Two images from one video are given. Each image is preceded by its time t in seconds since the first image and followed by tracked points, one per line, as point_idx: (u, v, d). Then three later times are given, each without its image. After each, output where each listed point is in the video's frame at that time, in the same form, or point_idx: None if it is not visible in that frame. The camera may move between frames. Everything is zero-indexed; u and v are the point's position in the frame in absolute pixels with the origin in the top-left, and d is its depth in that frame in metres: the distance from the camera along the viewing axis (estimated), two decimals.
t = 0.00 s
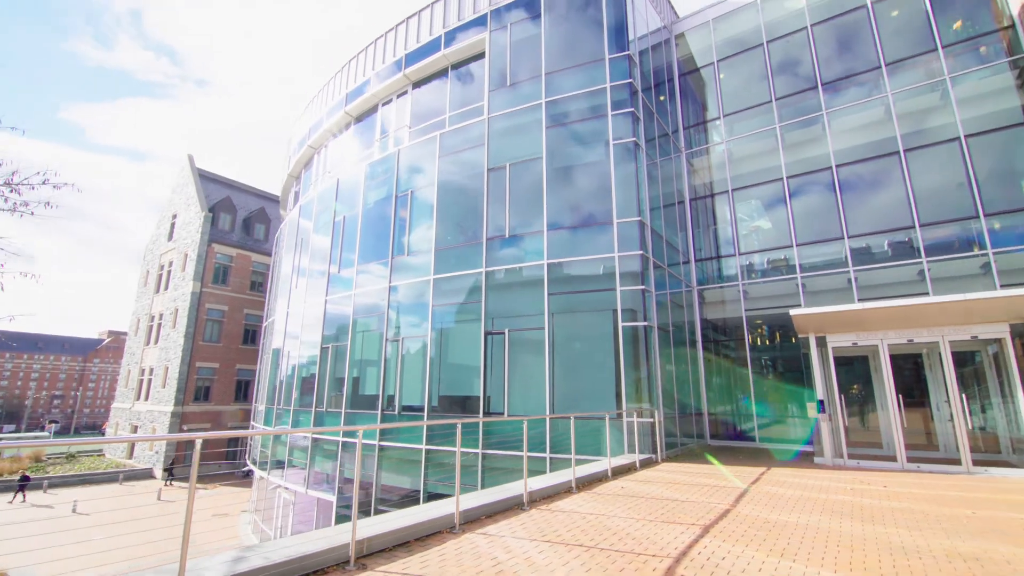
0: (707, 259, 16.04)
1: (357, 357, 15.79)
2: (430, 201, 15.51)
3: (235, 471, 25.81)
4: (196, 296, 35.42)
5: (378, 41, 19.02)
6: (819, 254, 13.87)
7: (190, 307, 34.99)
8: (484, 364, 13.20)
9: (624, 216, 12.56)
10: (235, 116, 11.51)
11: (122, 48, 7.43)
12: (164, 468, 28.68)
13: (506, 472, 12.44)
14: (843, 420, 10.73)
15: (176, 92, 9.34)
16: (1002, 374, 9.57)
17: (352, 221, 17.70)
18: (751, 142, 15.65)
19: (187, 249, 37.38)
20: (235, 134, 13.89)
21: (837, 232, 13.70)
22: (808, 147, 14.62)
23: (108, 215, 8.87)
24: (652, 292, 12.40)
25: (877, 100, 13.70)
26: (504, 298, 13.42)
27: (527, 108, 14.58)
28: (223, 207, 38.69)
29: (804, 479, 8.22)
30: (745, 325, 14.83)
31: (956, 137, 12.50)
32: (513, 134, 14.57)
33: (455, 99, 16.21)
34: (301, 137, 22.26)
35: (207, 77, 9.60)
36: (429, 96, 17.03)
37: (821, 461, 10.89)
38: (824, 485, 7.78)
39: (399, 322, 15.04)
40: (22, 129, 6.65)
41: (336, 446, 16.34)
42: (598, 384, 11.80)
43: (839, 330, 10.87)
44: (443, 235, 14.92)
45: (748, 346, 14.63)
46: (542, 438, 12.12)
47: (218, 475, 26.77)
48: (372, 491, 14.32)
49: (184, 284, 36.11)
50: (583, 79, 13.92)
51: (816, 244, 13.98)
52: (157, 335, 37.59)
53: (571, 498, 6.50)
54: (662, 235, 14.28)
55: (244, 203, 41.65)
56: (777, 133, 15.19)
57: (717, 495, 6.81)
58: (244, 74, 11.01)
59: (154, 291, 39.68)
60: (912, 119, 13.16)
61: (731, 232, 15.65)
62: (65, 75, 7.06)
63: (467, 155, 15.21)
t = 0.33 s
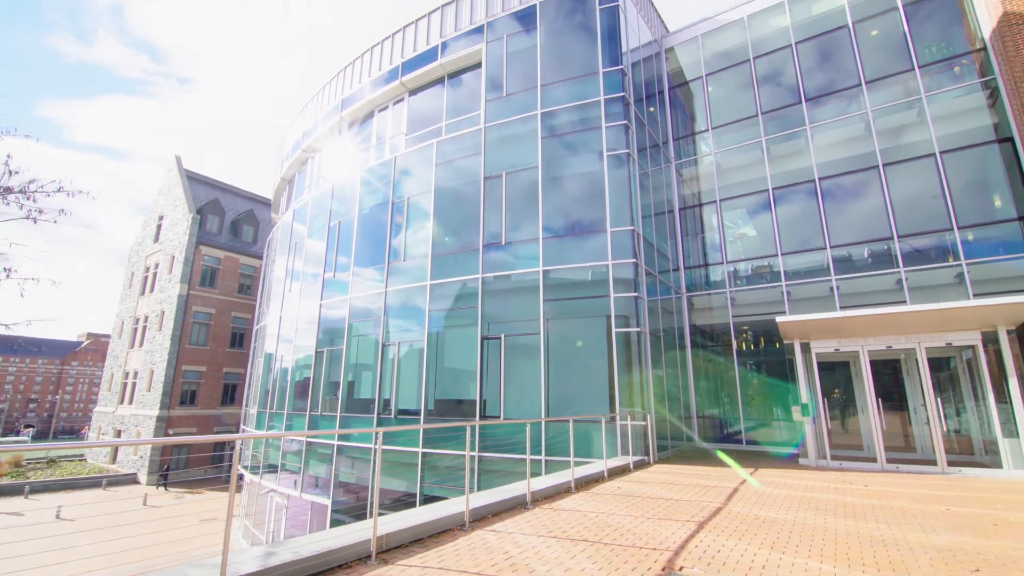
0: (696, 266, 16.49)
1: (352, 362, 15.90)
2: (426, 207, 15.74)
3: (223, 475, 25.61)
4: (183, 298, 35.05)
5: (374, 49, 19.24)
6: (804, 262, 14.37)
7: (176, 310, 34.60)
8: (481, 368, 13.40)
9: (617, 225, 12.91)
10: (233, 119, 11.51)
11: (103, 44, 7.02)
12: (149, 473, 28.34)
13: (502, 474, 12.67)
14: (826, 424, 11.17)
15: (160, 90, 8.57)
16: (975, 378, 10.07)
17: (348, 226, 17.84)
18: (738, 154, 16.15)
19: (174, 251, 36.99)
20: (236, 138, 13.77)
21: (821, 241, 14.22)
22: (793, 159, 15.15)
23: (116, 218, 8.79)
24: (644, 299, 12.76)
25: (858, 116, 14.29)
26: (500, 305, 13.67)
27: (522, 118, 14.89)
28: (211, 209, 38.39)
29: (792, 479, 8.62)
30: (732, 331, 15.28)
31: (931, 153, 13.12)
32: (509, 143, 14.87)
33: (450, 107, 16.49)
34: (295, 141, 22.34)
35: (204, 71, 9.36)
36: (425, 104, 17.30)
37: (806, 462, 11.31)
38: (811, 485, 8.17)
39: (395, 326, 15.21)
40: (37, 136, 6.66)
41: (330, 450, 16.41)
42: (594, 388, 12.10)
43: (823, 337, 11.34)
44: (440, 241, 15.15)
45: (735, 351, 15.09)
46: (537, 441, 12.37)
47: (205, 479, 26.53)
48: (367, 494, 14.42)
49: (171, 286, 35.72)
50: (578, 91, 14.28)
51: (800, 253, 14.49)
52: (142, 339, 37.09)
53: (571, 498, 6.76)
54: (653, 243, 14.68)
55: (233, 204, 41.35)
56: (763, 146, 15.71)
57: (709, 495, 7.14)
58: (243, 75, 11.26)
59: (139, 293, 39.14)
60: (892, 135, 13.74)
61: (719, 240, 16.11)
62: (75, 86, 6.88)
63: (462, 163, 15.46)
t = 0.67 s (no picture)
0: (689, 272, 16.87)
1: (352, 365, 16.06)
2: (426, 213, 15.97)
3: (216, 478, 25.55)
4: (175, 300, 34.87)
5: (374, 56, 19.48)
6: (795, 269, 14.81)
7: (169, 312, 34.41)
8: (482, 372, 13.66)
9: (615, 233, 13.25)
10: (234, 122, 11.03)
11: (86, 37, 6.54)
12: (141, 476, 28.17)
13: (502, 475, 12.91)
14: (816, 426, 11.56)
15: (149, 89, 7.83)
16: (957, 384, 10.46)
17: (348, 230, 18.03)
18: (731, 163, 16.58)
19: (166, 252, 36.78)
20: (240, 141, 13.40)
21: (810, 249, 14.67)
22: (784, 169, 15.61)
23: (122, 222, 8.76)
24: (641, 305, 13.08)
25: (846, 129, 14.77)
26: (500, 310, 13.94)
27: (522, 127, 15.17)
28: (205, 211, 38.26)
29: (784, 480, 8.97)
30: (725, 336, 15.68)
31: (915, 166, 13.62)
32: (508, 152, 15.16)
33: (450, 115, 16.76)
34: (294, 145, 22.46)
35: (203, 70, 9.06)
36: (425, 111, 17.56)
37: (797, 463, 11.70)
38: (802, 484, 8.54)
39: (395, 330, 15.39)
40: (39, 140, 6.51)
41: (329, 452, 16.56)
42: (593, 391, 12.39)
43: (813, 342, 11.76)
44: (440, 246, 15.38)
45: (727, 355, 15.53)
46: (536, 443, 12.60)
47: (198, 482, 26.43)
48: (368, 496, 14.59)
49: (163, 288, 35.51)
50: (577, 102, 14.61)
51: (791, 260, 14.93)
52: (133, 340, 36.82)
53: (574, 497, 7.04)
54: (649, 250, 15.05)
55: (226, 206, 41.18)
56: (755, 156, 16.15)
57: (707, 494, 7.45)
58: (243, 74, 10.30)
59: (130, 295, 38.82)
60: (879, 147, 14.23)
61: (712, 247, 16.50)
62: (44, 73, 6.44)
63: (462, 170, 15.71)
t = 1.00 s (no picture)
0: (687, 277, 17.18)
1: (355, 367, 16.25)
2: (429, 218, 16.17)
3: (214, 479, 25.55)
4: (171, 301, 34.80)
5: (378, 61, 19.68)
6: (790, 275, 15.15)
7: (165, 312, 34.34)
8: (485, 374, 13.91)
9: (617, 239, 13.55)
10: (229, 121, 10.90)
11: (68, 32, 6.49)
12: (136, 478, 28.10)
13: (505, 476, 13.15)
14: (811, 428, 11.89)
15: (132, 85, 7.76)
16: (946, 388, 10.84)
17: (350, 233, 18.19)
18: (728, 171, 16.92)
19: (163, 253, 36.67)
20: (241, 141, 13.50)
21: (805, 256, 15.02)
22: (780, 177, 15.95)
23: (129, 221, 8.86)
24: (641, 309, 13.38)
25: (840, 139, 15.16)
26: (504, 314, 14.18)
27: (525, 134, 15.44)
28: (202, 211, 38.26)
29: (783, 480, 9.24)
30: (721, 340, 16.00)
31: (907, 176, 14.04)
32: (512, 158, 15.43)
33: (454, 121, 17.00)
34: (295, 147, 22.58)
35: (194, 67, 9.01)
36: (429, 117, 17.79)
37: (792, 463, 12.02)
38: (799, 485, 8.81)
39: (399, 333, 15.59)
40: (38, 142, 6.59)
41: (331, 453, 16.68)
42: (594, 393, 12.69)
43: (808, 347, 12.09)
44: (444, 250, 15.59)
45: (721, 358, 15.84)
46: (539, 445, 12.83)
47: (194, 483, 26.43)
48: (371, 496, 14.76)
49: (159, 288, 35.43)
50: (580, 111, 14.89)
51: (786, 266, 15.28)
52: (128, 341, 36.67)
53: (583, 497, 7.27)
54: (649, 256, 15.36)
55: (223, 206, 41.11)
56: (751, 164, 16.50)
57: (709, 494, 7.71)
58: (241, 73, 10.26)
59: (125, 295, 38.61)
60: (872, 157, 14.62)
61: (709, 253, 16.82)
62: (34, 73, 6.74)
63: (465, 175, 15.96)
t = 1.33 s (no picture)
0: (681, 282, 17.54)
1: (355, 370, 16.41)
2: (429, 223, 16.43)
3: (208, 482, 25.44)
4: (164, 302, 34.63)
5: (378, 67, 19.90)
6: (781, 281, 15.56)
7: (158, 314, 34.19)
8: (485, 377, 14.15)
9: (614, 245, 13.85)
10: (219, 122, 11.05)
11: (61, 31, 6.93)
12: (129, 481, 27.91)
13: (504, 477, 13.37)
14: (801, 430, 12.26)
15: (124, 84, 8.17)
16: (930, 392, 11.27)
17: (350, 237, 18.38)
18: (722, 179, 17.33)
19: (156, 254, 36.47)
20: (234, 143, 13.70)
21: (795, 262, 15.44)
22: (772, 186, 16.37)
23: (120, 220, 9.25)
24: (638, 314, 13.70)
25: (830, 149, 15.62)
26: (503, 318, 14.44)
27: (523, 141, 15.72)
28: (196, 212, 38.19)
29: (776, 480, 9.58)
30: (714, 344, 16.38)
31: (894, 186, 14.52)
32: (511, 165, 15.70)
33: (454, 128, 17.26)
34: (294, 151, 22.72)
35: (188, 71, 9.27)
36: (429, 123, 18.05)
37: (784, 464, 12.39)
38: (792, 485, 9.15)
39: (399, 336, 15.76)
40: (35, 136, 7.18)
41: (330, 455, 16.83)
42: (592, 396, 12.98)
43: (798, 351, 12.49)
44: (444, 255, 15.82)
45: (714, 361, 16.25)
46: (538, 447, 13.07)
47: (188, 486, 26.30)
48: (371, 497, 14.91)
49: (153, 289, 35.25)
50: (579, 119, 15.22)
51: (778, 272, 15.68)
52: (120, 343, 36.37)
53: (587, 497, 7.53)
54: (645, 262, 15.69)
55: (218, 208, 41.01)
56: (744, 172, 16.93)
57: (705, 493, 8.02)
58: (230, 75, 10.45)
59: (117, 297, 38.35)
60: (861, 167, 15.08)
61: (703, 259, 17.19)
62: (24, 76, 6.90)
63: (465, 181, 16.22)
